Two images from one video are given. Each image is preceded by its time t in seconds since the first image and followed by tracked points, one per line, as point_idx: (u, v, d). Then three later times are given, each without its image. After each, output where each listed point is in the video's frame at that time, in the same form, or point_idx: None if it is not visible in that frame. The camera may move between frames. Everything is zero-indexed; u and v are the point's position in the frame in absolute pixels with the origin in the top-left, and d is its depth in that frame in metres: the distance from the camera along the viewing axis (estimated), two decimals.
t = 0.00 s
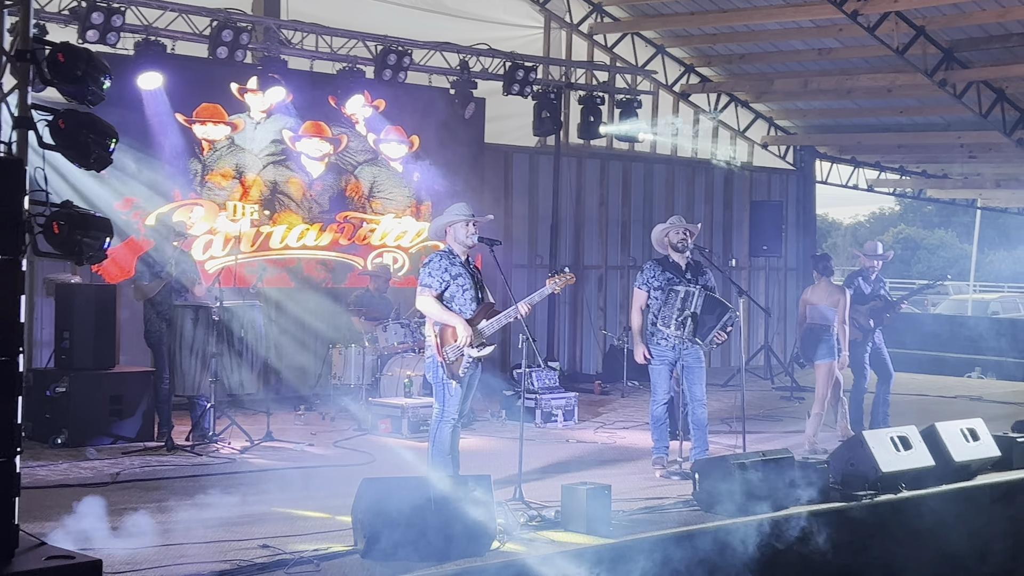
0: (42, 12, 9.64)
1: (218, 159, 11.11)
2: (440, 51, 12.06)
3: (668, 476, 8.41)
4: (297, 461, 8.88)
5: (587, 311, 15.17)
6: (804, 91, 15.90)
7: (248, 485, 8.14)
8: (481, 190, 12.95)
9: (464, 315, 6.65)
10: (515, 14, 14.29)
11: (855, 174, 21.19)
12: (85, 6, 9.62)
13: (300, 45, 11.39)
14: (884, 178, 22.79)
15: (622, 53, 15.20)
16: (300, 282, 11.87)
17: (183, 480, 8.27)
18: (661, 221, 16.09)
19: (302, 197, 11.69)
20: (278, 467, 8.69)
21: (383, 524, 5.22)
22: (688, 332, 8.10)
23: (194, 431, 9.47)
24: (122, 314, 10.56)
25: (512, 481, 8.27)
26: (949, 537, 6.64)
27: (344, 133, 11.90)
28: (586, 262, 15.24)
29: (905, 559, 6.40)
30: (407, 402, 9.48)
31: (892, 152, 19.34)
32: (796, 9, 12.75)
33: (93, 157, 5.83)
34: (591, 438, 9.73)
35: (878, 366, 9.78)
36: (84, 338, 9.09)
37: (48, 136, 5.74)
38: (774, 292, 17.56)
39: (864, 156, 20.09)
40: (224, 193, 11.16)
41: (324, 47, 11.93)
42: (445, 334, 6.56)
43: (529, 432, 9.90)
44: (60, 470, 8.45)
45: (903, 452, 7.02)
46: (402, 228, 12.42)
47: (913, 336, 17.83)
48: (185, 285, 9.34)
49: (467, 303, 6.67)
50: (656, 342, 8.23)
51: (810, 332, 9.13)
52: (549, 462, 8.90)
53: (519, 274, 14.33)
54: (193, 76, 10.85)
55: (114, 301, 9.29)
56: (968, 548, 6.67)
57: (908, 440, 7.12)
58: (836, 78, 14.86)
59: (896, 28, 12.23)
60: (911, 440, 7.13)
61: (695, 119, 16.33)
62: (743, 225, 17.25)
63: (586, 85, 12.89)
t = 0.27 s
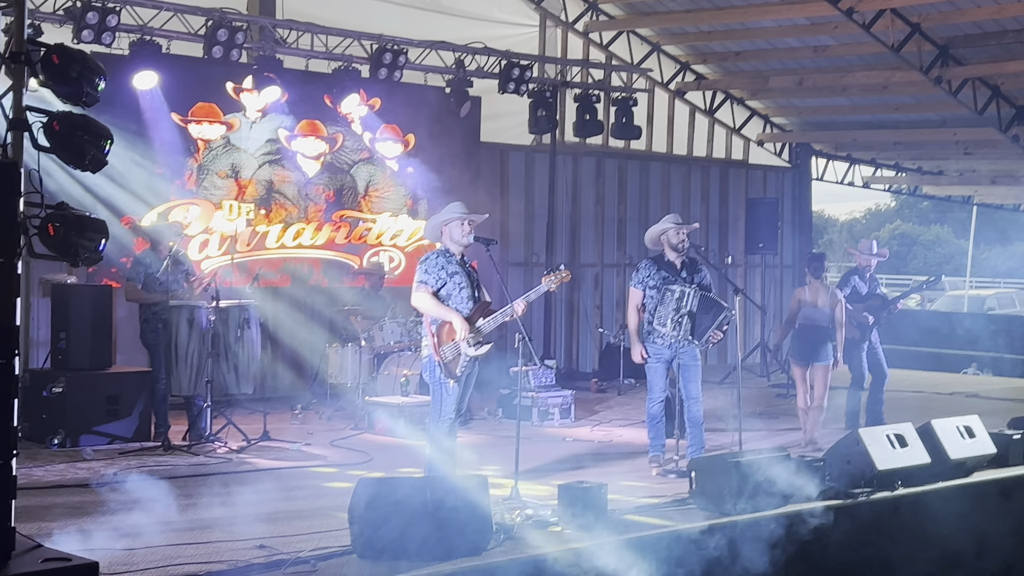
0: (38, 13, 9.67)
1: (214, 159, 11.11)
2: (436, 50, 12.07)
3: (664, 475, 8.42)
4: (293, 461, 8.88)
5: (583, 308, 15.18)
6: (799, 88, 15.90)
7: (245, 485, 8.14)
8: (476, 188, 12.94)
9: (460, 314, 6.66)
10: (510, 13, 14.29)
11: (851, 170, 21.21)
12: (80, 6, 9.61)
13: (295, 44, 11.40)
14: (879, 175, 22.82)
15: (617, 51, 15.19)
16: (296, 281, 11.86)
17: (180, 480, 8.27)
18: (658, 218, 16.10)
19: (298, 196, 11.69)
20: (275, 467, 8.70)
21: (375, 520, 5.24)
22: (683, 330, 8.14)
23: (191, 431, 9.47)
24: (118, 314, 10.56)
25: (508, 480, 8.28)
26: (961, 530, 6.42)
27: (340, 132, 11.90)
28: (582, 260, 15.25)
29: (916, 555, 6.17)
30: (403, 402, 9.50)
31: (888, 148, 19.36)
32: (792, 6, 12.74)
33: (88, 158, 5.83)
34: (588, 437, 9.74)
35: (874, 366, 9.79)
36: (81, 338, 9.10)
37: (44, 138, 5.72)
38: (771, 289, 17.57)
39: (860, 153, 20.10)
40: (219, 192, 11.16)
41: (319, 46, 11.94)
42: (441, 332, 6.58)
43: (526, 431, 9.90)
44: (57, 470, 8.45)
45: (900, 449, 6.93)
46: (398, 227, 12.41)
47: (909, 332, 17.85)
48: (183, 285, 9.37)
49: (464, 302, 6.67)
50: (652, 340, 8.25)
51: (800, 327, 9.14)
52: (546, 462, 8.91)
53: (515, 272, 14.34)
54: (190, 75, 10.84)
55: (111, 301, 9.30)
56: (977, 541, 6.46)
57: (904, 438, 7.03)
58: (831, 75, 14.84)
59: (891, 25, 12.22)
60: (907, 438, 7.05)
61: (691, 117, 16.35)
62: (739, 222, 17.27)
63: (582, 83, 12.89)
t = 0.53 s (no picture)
0: (33, 10, 9.65)
1: (210, 157, 11.09)
2: (431, 47, 12.04)
3: (662, 471, 8.40)
4: (290, 458, 8.88)
5: (580, 305, 15.17)
6: (795, 85, 15.89)
7: (243, 483, 8.14)
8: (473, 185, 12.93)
9: (457, 312, 6.64)
10: (506, 10, 14.30)
11: (846, 166, 21.09)
12: (75, 4, 9.59)
13: (291, 42, 11.38)
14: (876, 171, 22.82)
15: (613, 47, 15.16)
16: (293, 278, 11.84)
17: (177, 478, 8.26)
18: (654, 214, 16.10)
19: (294, 193, 11.67)
20: (272, 465, 8.69)
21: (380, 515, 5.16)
22: (680, 327, 8.17)
23: (187, 430, 9.43)
24: (114, 313, 10.53)
25: (506, 477, 8.27)
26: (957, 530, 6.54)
27: (335, 130, 11.91)
28: (579, 257, 15.24)
29: (912, 552, 6.30)
30: (400, 399, 9.50)
31: (884, 144, 19.36)
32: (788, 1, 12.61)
33: (83, 156, 5.83)
34: (586, 434, 9.75)
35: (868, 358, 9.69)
36: (77, 337, 9.08)
37: (38, 136, 5.71)
38: (767, 286, 17.57)
39: (856, 148, 20.11)
40: (215, 190, 11.13)
41: (315, 43, 11.92)
42: (438, 329, 6.57)
43: (523, 428, 9.90)
44: (53, 469, 8.43)
45: (895, 445, 7.01)
46: (394, 224, 12.40)
47: (906, 329, 17.87)
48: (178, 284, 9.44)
49: (461, 299, 6.66)
50: (650, 337, 8.26)
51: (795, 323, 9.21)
52: (544, 458, 8.90)
53: (512, 269, 14.34)
54: (186, 73, 10.83)
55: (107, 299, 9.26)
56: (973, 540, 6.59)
57: (900, 434, 7.12)
58: (827, 71, 14.73)
59: (887, 21, 12.21)
60: (903, 433, 7.12)
61: (687, 114, 16.36)
62: (735, 218, 17.25)
63: (578, 80, 12.89)
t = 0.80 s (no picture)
0: (27, 10, 9.65)
1: (204, 156, 11.09)
2: (426, 45, 12.04)
3: (656, 468, 8.40)
4: (284, 457, 8.89)
5: (574, 303, 15.20)
6: (789, 82, 15.90)
7: (238, 482, 8.15)
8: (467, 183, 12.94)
9: (452, 310, 6.66)
10: (500, 8, 14.32)
11: (841, 164, 21.03)
12: (69, 3, 9.58)
13: (286, 40, 11.38)
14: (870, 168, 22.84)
15: (608, 45, 15.15)
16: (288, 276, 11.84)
17: (172, 477, 8.27)
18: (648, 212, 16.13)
19: (289, 192, 11.68)
20: (268, 463, 8.70)
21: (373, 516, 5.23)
22: (675, 324, 8.17)
23: (182, 429, 9.44)
24: (108, 312, 10.52)
25: (501, 474, 8.29)
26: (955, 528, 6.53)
27: (330, 128, 11.91)
28: (573, 255, 15.27)
29: (904, 550, 6.33)
30: (395, 398, 9.51)
31: (878, 141, 19.38)
32: None
33: (77, 155, 5.89)
34: (581, 431, 9.77)
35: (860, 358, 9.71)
36: (72, 337, 9.03)
37: (31, 136, 5.71)
38: (761, 283, 17.60)
39: (850, 145, 20.14)
40: (209, 189, 11.13)
41: (309, 42, 11.92)
42: (433, 328, 6.58)
43: (518, 425, 9.91)
44: (48, 468, 8.44)
45: (890, 441, 6.99)
46: (389, 222, 12.41)
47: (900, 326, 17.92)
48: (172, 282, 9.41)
49: (456, 297, 6.68)
50: (645, 334, 8.27)
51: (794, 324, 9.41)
52: (539, 456, 8.92)
53: (506, 267, 14.37)
54: (181, 71, 10.82)
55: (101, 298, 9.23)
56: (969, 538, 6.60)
57: (895, 430, 7.09)
58: (821, 68, 14.79)
59: (881, 18, 12.22)
60: (898, 430, 7.10)
61: (682, 111, 16.36)
62: (728, 216, 17.31)
63: (572, 78, 12.90)
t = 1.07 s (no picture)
0: (19, 10, 9.61)
1: (195, 157, 11.09)
2: (418, 45, 12.03)
3: (649, 468, 8.42)
4: (277, 458, 8.88)
5: (567, 304, 15.21)
6: (781, 83, 15.93)
7: (231, 483, 8.13)
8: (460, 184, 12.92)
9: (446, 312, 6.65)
10: (492, 8, 14.33)
11: (832, 164, 21.03)
12: (61, 4, 9.56)
13: (278, 41, 11.37)
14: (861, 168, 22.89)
15: (600, 45, 15.24)
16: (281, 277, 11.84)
17: (165, 478, 8.26)
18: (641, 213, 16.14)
19: (281, 192, 11.67)
20: (260, 465, 8.69)
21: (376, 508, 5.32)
22: (669, 325, 8.18)
23: (174, 430, 9.41)
24: (100, 313, 10.51)
25: (495, 475, 8.29)
26: (1001, 514, 6.30)
27: (323, 129, 11.92)
28: (566, 255, 15.28)
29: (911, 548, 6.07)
30: (388, 399, 9.49)
31: (869, 141, 19.42)
32: None
33: (70, 156, 5.80)
34: (574, 431, 9.77)
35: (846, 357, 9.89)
36: (64, 338, 9.08)
37: (24, 137, 5.71)
38: (754, 284, 17.63)
39: (841, 145, 20.18)
40: (202, 190, 11.12)
41: (301, 42, 11.92)
42: (427, 329, 6.57)
43: (512, 425, 9.91)
44: (40, 470, 8.42)
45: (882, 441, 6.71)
46: (382, 223, 12.37)
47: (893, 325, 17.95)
48: (165, 284, 9.42)
49: (449, 299, 6.69)
50: (639, 334, 8.29)
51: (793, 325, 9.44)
52: (533, 456, 8.92)
53: (499, 268, 14.37)
54: (172, 71, 10.79)
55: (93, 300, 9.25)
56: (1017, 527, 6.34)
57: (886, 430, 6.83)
58: (813, 69, 14.84)
59: (872, 19, 12.24)
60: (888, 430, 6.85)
61: (674, 112, 16.40)
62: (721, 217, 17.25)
63: (564, 78, 12.91)
